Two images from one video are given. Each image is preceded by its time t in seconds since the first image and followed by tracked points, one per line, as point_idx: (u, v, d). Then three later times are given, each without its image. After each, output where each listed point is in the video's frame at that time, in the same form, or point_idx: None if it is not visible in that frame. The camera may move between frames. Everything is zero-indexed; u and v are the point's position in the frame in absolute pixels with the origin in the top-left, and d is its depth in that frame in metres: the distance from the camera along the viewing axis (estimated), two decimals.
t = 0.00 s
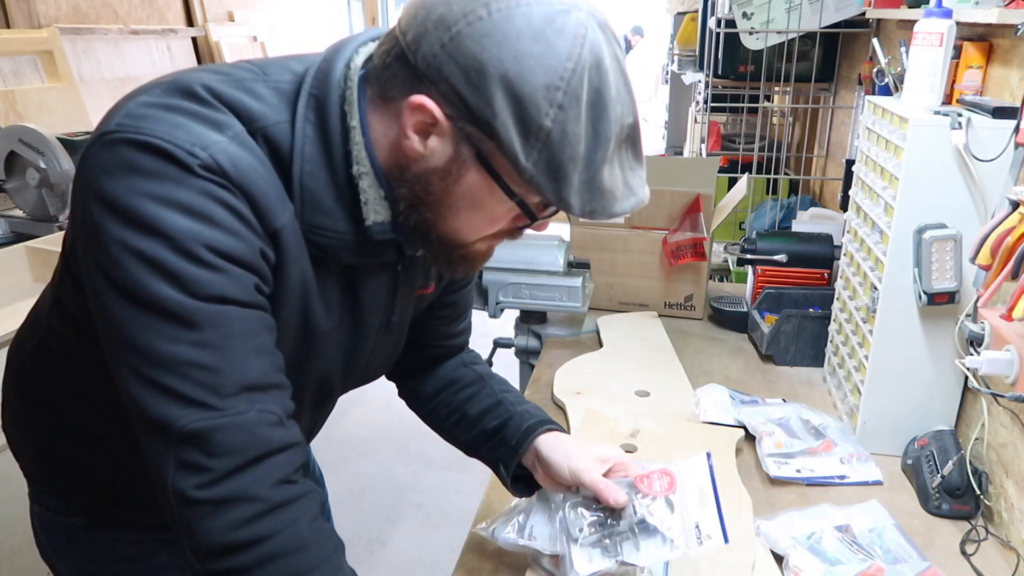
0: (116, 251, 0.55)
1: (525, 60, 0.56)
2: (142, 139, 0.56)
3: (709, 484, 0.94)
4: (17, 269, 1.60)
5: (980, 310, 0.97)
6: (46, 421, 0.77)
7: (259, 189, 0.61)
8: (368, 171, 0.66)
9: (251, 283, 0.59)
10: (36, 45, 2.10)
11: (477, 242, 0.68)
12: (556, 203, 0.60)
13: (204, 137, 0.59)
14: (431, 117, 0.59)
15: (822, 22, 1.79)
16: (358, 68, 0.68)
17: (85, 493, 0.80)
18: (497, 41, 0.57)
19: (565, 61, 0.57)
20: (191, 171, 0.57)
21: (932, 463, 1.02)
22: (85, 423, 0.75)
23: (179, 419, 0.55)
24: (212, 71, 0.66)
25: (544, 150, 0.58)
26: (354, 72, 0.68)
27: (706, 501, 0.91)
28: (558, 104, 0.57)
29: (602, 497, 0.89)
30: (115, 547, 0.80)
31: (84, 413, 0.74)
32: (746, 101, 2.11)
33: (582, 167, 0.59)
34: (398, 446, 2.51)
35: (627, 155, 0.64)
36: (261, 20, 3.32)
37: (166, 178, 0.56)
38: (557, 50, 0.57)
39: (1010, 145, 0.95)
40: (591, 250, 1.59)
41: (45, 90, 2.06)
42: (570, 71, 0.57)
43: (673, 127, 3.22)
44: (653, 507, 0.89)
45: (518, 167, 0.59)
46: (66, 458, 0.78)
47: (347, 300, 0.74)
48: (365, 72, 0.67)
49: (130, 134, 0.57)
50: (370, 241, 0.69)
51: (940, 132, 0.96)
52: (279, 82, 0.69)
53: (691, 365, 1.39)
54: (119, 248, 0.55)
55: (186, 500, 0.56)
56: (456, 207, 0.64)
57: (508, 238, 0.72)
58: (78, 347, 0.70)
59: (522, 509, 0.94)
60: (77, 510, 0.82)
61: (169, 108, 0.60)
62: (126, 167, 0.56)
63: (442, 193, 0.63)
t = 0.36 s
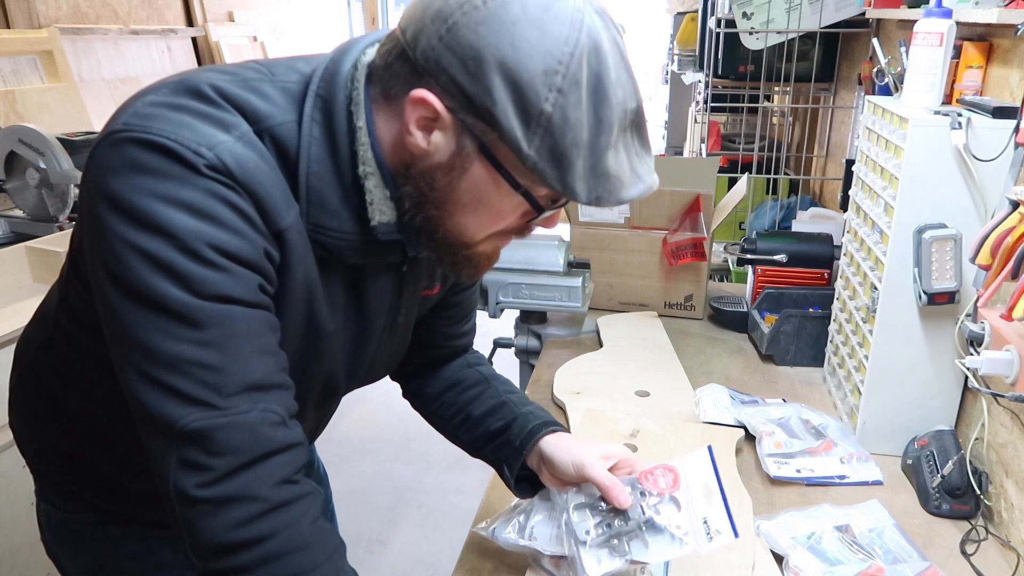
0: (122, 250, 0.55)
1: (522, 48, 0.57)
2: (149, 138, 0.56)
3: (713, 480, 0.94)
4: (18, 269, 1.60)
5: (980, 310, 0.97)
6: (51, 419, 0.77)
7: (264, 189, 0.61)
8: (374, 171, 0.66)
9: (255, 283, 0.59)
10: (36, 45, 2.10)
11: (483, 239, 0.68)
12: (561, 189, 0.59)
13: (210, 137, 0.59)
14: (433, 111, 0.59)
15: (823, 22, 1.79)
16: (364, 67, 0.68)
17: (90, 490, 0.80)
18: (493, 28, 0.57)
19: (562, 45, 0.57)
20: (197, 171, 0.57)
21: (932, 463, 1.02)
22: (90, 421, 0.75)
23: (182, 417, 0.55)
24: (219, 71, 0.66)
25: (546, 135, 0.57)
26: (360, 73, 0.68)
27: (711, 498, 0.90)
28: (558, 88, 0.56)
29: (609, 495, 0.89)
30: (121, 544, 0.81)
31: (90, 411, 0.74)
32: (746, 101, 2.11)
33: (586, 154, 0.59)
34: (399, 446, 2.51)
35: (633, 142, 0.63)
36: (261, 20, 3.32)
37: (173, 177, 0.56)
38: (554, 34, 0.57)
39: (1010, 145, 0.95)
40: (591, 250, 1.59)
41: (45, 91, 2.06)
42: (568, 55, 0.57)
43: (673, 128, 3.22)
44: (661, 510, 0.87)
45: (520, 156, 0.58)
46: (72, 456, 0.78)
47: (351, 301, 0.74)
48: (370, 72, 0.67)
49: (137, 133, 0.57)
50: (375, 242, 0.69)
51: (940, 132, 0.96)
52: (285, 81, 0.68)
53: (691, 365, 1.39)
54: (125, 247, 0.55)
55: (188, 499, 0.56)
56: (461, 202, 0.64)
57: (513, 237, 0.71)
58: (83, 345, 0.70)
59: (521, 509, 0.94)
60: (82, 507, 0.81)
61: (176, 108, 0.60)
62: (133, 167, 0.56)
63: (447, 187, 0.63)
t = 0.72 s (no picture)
0: (123, 248, 0.55)
1: None
2: (151, 135, 0.56)
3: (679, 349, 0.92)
4: (18, 269, 1.60)
5: (980, 311, 0.97)
6: (50, 418, 0.77)
7: (265, 188, 0.61)
8: (368, 169, 0.65)
9: (254, 282, 0.59)
10: (36, 45, 2.10)
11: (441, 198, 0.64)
12: (494, 100, 0.55)
13: (212, 135, 0.59)
14: (404, 46, 0.61)
15: (822, 22, 1.79)
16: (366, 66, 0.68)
17: (87, 488, 0.80)
18: None
19: None
20: (197, 168, 0.57)
21: (932, 463, 1.02)
22: (89, 421, 0.75)
23: (180, 416, 0.55)
24: (223, 70, 0.66)
25: (488, 48, 0.55)
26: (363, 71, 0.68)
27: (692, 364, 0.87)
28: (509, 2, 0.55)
29: (640, 421, 0.88)
30: (117, 543, 0.81)
31: (88, 410, 0.74)
32: (747, 101, 2.11)
33: (528, 68, 0.55)
34: (399, 446, 2.51)
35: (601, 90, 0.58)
36: (261, 20, 3.33)
37: (173, 174, 0.56)
38: None
39: (1009, 145, 0.95)
40: (591, 250, 1.59)
41: (45, 91, 2.06)
42: None
43: (673, 128, 3.23)
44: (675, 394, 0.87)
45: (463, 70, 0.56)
46: (70, 456, 0.78)
47: (350, 301, 0.74)
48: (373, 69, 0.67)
49: (138, 129, 0.57)
50: (371, 242, 0.69)
51: (940, 132, 0.96)
52: (289, 80, 0.69)
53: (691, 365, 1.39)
54: (125, 245, 0.55)
55: (186, 497, 0.56)
56: (414, 141, 0.61)
57: (481, 217, 0.66)
58: (82, 343, 0.70)
59: (520, 509, 0.94)
60: (80, 505, 0.82)
61: (179, 105, 0.60)
62: (133, 163, 0.56)
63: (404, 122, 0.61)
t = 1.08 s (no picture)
0: (126, 244, 0.55)
1: None
2: (160, 132, 0.57)
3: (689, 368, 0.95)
4: (18, 270, 1.60)
5: (980, 311, 0.97)
6: (40, 420, 0.77)
7: (269, 189, 0.61)
8: (361, 168, 0.66)
9: (257, 283, 0.59)
10: (36, 45, 2.10)
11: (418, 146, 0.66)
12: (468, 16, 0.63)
13: (219, 134, 0.59)
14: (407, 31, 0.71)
15: (823, 22, 1.79)
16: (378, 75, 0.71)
17: (76, 491, 0.80)
18: None
19: None
20: (204, 166, 0.57)
21: (932, 463, 1.02)
22: (78, 423, 0.75)
23: (179, 416, 0.55)
24: (233, 72, 0.67)
25: None
26: (375, 81, 0.71)
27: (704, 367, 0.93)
28: None
29: (657, 422, 0.88)
30: (107, 547, 0.81)
31: (80, 413, 0.74)
32: (746, 101, 2.11)
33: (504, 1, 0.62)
34: (398, 446, 2.51)
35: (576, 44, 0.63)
36: (261, 20, 3.33)
37: (179, 171, 0.56)
38: None
39: (1010, 145, 0.95)
40: (591, 250, 1.59)
41: (45, 91, 2.06)
42: None
43: (673, 127, 3.23)
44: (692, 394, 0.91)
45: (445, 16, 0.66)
46: (57, 458, 0.78)
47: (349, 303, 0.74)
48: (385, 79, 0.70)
49: (146, 125, 0.57)
50: (369, 243, 0.69)
51: (940, 131, 0.96)
52: (299, 84, 0.70)
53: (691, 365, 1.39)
54: (129, 241, 0.55)
55: (183, 499, 0.56)
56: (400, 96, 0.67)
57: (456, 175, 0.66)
58: (74, 349, 0.70)
59: (521, 510, 0.94)
60: (71, 508, 0.82)
61: (188, 104, 0.61)
62: (140, 159, 0.56)
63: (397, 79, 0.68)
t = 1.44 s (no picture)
0: (120, 245, 0.55)
1: None
2: (151, 132, 0.57)
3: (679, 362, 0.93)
4: (18, 270, 1.60)
5: (980, 310, 0.97)
6: (36, 423, 0.77)
7: (263, 189, 0.61)
8: (352, 169, 0.67)
9: (252, 283, 0.59)
10: (36, 45, 2.10)
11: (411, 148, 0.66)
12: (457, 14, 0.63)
13: (212, 134, 0.59)
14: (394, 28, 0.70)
15: (823, 22, 1.79)
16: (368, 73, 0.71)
17: (74, 495, 0.80)
18: None
19: None
20: (197, 166, 0.57)
21: (932, 463, 1.02)
22: (73, 425, 0.75)
23: (176, 418, 0.55)
24: (225, 71, 0.67)
25: None
26: (366, 79, 0.71)
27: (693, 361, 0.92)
28: None
29: (656, 413, 0.88)
30: (104, 551, 0.81)
31: (77, 415, 0.74)
32: (746, 101, 2.11)
33: None
34: (399, 446, 2.51)
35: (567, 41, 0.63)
36: (261, 20, 3.33)
37: (173, 172, 0.56)
38: None
39: (1010, 145, 0.95)
40: (592, 250, 1.59)
41: (45, 90, 2.06)
42: None
43: (673, 127, 3.23)
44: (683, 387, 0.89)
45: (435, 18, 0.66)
46: (53, 461, 0.78)
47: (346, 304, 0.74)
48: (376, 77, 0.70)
49: (138, 126, 0.57)
50: (361, 243, 0.69)
51: (940, 131, 0.96)
52: (291, 83, 0.70)
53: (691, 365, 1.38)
54: (123, 242, 0.55)
55: (181, 501, 0.56)
56: (390, 97, 0.67)
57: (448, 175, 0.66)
58: (71, 351, 0.70)
59: (521, 510, 0.94)
60: (68, 512, 0.81)
61: (180, 104, 0.61)
62: (132, 160, 0.56)
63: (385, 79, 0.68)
